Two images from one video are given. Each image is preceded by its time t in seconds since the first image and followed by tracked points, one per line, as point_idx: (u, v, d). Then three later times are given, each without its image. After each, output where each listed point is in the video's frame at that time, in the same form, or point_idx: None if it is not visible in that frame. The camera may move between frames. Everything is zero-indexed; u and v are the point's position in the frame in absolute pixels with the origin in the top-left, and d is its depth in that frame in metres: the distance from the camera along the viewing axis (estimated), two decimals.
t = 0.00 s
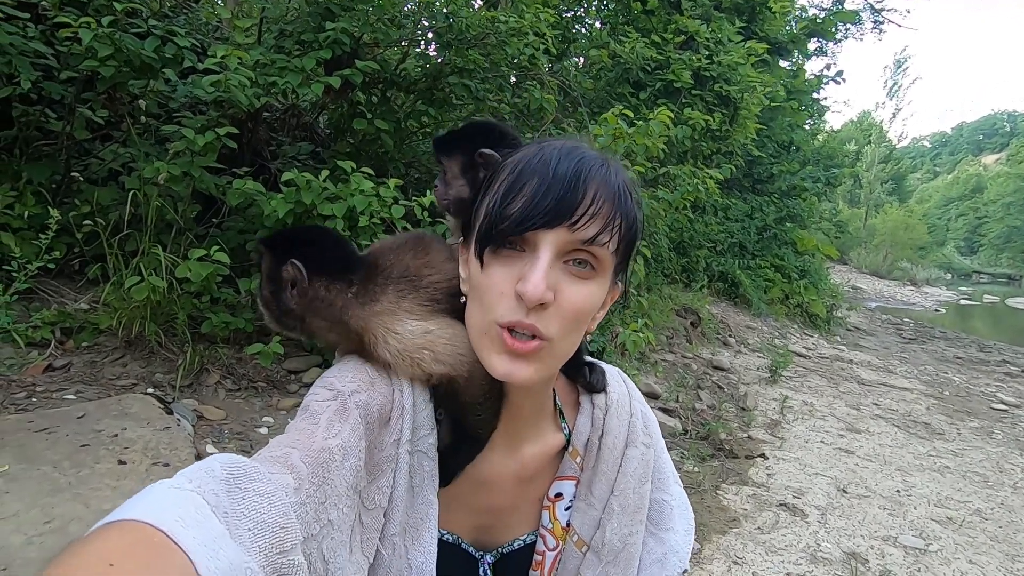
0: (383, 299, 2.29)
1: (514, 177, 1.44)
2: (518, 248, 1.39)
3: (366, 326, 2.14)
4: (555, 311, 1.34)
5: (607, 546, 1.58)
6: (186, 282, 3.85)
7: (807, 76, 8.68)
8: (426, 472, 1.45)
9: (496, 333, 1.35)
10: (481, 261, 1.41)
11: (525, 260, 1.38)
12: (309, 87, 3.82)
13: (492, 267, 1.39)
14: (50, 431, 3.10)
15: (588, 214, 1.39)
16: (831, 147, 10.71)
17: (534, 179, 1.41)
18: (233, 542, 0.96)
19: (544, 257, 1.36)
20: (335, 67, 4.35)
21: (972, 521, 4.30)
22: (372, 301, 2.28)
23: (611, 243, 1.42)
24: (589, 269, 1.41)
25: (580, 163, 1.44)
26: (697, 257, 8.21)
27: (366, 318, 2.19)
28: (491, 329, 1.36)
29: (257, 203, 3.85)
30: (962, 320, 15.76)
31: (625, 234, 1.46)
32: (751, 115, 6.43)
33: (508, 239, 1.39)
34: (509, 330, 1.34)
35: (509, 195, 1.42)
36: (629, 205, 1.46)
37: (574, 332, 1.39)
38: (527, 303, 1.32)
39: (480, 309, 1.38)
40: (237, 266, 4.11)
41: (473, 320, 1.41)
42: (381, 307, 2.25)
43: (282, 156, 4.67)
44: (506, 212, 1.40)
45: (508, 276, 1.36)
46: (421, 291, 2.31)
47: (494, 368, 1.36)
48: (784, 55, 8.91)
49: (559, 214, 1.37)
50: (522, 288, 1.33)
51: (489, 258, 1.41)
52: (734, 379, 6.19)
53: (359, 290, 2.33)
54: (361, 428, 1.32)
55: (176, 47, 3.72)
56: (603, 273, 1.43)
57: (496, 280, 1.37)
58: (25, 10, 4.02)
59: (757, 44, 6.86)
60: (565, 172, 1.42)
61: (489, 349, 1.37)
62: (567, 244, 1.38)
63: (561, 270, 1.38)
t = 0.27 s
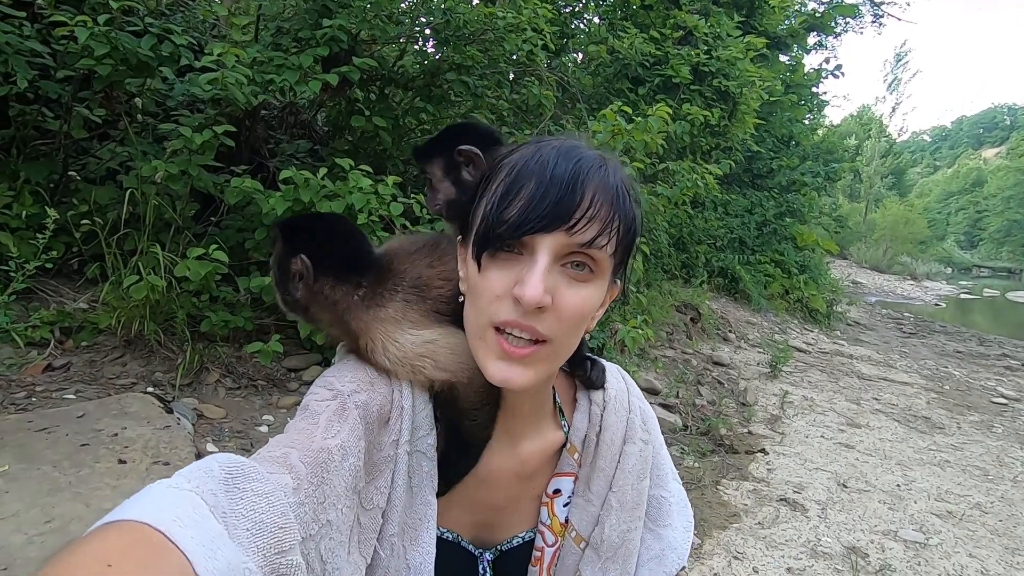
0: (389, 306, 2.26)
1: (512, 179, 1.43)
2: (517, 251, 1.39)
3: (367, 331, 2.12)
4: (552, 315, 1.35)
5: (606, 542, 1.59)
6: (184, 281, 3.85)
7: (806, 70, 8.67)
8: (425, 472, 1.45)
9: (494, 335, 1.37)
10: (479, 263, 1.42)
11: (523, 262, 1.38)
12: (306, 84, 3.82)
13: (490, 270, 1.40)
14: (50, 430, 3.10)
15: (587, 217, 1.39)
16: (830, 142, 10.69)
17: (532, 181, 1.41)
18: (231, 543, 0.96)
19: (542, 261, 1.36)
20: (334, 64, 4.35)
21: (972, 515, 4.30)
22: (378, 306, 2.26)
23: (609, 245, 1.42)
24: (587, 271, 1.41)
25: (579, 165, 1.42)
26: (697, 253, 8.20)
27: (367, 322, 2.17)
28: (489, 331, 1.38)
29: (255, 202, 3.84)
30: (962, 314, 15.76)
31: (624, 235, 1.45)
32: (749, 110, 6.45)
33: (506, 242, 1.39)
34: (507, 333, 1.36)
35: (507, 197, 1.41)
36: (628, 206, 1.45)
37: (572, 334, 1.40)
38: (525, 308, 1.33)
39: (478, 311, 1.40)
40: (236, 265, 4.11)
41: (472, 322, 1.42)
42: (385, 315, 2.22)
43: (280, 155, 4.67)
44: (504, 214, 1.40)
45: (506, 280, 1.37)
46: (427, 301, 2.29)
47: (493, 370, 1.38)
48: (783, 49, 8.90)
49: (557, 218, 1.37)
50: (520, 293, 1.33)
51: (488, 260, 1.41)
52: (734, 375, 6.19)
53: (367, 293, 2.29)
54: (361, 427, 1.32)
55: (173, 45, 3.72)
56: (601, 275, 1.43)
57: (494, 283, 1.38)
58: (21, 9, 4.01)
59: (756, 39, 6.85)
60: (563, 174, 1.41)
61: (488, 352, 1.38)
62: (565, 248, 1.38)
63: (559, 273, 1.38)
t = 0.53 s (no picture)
0: (393, 305, 2.27)
1: (520, 184, 1.43)
2: (524, 255, 1.40)
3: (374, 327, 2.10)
4: (560, 319, 1.36)
5: (607, 539, 1.61)
6: (185, 280, 3.86)
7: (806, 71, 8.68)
8: (430, 471, 1.46)
9: (503, 339, 1.38)
10: (487, 267, 1.43)
11: (531, 267, 1.39)
12: (307, 84, 3.82)
13: (498, 274, 1.41)
14: (51, 429, 3.11)
15: (594, 222, 1.40)
16: (830, 143, 10.71)
17: (540, 186, 1.41)
18: (243, 540, 0.97)
19: (550, 266, 1.37)
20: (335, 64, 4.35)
21: (970, 516, 4.31)
22: (383, 305, 2.26)
23: (616, 249, 1.43)
24: (594, 275, 1.42)
25: (587, 170, 1.43)
26: (697, 253, 8.21)
27: (372, 320, 2.16)
28: (497, 334, 1.39)
29: (256, 201, 3.85)
30: (960, 316, 15.78)
31: (630, 239, 1.47)
32: (749, 111, 6.47)
33: (514, 246, 1.40)
34: (515, 337, 1.37)
35: (514, 202, 1.42)
36: (634, 210, 1.46)
37: (579, 337, 1.41)
38: (533, 312, 1.34)
39: (486, 315, 1.41)
40: (237, 264, 4.11)
41: (480, 325, 1.43)
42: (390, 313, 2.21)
43: (280, 154, 4.68)
44: (512, 219, 1.41)
45: (514, 284, 1.38)
46: (431, 302, 2.31)
47: (502, 373, 1.39)
48: (784, 50, 8.91)
49: (565, 223, 1.38)
50: (529, 297, 1.34)
51: (495, 264, 1.42)
52: (733, 375, 6.20)
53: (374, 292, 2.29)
54: (367, 426, 1.33)
55: (175, 45, 3.72)
56: (607, 278, 1.45)
57: (502, 287, 1.39)
58: (22, 8, 4.01)
59: (756, 40, 6.86)
60: (570, 179, 1.41)
61: (496, 355, 1.40)
62: (573, 252, 1.39)
63: (566, 277, 1.39)
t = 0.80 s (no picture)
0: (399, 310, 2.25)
1: (517, 183, 1.43)
2: (522, 255, 1.40)
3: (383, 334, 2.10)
4: (558, 320, 1.36)
5: (604, 538, 1.61)
6: (182, 280, 3.85)
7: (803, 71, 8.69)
8: (425, 472, 1.45)
9: (502, 339, 1.38)
10: (485, 267, 1.42)
11: (529, 267, 1.39)
12: (304, 84, 3.82)
13: (496, 274, 1.41)
14: (47, 430, 3.10)
15: (592, 221, 1.40)
16: (827, 143, 10.73)
17: (538, 186, 1.41)
18: (236, 541, 0.97)
19: (548, 266, 1.37)
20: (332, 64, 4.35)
21: (967, 514, 4.32)
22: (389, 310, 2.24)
23: (613, 248, 1.43)
24: (592, 275, 1.42)
25: (584, 169, 1.43)
26: (694, 253, 8.21)
27: (379, 325, 2.16)
28: (496, 335, 1.39)
29: (253, 202, 3.85)
30: (957, 315, 15.83)
31: (628, 238, 1.47)
32: (746, 111, 6.49)
33: (512, 247, 1.40)
34: (514, 337, 1.37)
35: (512, 202, 1.42)
36: (631, 209, 1.46)
37: (578, 336, 1.41)
38: (532, 313, 1.34)
39: (484, 315, 1.41)
40: (234, 265, 4.11)
41: (478, 325, 1.43)
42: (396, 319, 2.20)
43: (277, 154, 4.67)
44: (510, 220, 1.41)
45: (512, 285, 1.38)
46: (437, 307, 2.28)
47: (501, 374, 1.39)
48: (781, 50, 8.92)
49: (563, 223, 1.38)
50: (527, 298, 1.35)
51: (493, 264, 1.42)
52: (731, 375, 6.20)
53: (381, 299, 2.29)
54: (362, 426, 1.33)
55: (171, 45, 3.72)
56: (605, 278, 1.45)
57: (500, 288, 1.39)
58: (18, 8, 4.00)
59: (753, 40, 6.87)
60: (567, 178, 1.41)
61: (495, 355, 1.40)
62: (571, 252, 1.39)
63: (565, 277, 1.39)
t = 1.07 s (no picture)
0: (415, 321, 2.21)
1: (512, 191, 1.43)
2: (516, 262, 1.39)
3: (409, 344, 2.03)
4: (553, 327, 1.34)
5: (600, 544, 1.60)
6: (181, 283, 3.84)
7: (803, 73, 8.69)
8: (416, 486, 1.44)
9: (494, 348, 1.36)
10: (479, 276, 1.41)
11: (522, 274, 1.38)
12: (304, 86, 3.81)
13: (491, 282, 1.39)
14: (46, 433, 3.09)
15: (586, 229, 1.39)
16: (827, 145, 10.73)
17: (532, 193, 1.41)
18: (227, 549, 0.96)
19: (542, 274, 1.36)
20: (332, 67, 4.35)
21: (968, 518, 4.31)
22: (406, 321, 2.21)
23: (608, 256, 1.42)
24: (586, 283, 1.41)
25: (578, 176, 1.43)
26: (694, 256, 8.21)
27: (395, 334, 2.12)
28: (489, 343, 1.37)
29: (252, 204, 3.84)
30: (957, 317, 15.83)
31: (622, 246, 1.46)
32: (746, 113, 6.49)
33: (506, 254, 1.39)
34: (507, 346, 1.35)
35: (506, 210, 1.42)
36: (626, 216, 1.46)
37: (572, 345, 1.40)
38: (526, 321, 1.32)
39: (478, 324, 1.39)
40: (233, 267, 4.10)
41: (472, 334, 1.42)
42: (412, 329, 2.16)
43: (277, 156, 4.67)
44: (504, 227, 1.40)
45: (506, 292, 1.37)
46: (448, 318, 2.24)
47: (494, 383, 1.37)
48: (781, 53, 8.92)
49: (557, 230, 1.37)
50: (521, 306, 1.33)
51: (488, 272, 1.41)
52: (731, 377, 6.19)
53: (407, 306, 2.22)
54: (355, 436, 1.32)
55: (171, 47, 3.71)
56: (600, 286, 1.43)
57: (494, 296, 1.37)
58: (18, 10, 4.00)
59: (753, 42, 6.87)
60: (561, 186, 1.41)
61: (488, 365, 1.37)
62: (565, 259, 1.38)
63: (558, 285, 1.38)
